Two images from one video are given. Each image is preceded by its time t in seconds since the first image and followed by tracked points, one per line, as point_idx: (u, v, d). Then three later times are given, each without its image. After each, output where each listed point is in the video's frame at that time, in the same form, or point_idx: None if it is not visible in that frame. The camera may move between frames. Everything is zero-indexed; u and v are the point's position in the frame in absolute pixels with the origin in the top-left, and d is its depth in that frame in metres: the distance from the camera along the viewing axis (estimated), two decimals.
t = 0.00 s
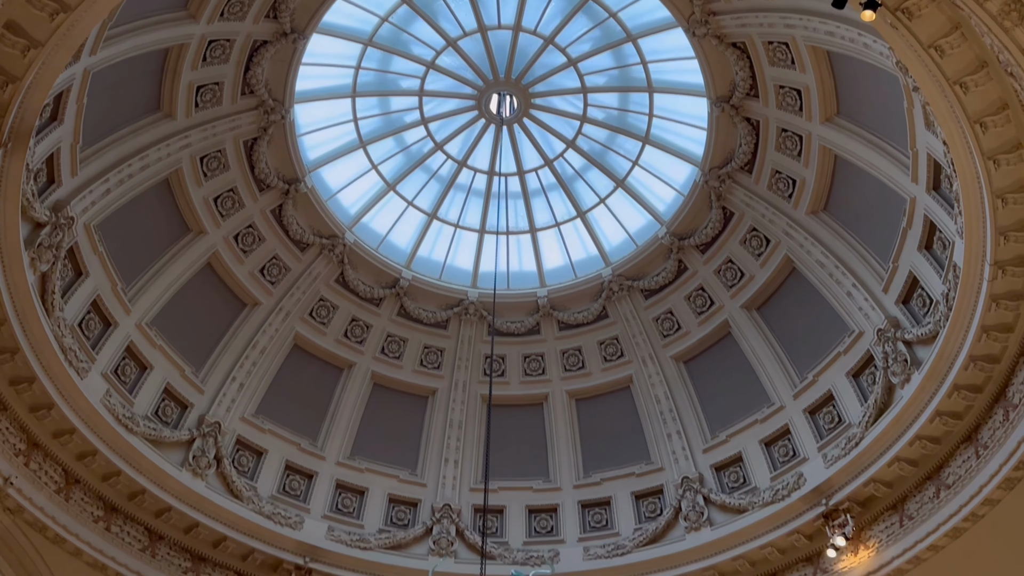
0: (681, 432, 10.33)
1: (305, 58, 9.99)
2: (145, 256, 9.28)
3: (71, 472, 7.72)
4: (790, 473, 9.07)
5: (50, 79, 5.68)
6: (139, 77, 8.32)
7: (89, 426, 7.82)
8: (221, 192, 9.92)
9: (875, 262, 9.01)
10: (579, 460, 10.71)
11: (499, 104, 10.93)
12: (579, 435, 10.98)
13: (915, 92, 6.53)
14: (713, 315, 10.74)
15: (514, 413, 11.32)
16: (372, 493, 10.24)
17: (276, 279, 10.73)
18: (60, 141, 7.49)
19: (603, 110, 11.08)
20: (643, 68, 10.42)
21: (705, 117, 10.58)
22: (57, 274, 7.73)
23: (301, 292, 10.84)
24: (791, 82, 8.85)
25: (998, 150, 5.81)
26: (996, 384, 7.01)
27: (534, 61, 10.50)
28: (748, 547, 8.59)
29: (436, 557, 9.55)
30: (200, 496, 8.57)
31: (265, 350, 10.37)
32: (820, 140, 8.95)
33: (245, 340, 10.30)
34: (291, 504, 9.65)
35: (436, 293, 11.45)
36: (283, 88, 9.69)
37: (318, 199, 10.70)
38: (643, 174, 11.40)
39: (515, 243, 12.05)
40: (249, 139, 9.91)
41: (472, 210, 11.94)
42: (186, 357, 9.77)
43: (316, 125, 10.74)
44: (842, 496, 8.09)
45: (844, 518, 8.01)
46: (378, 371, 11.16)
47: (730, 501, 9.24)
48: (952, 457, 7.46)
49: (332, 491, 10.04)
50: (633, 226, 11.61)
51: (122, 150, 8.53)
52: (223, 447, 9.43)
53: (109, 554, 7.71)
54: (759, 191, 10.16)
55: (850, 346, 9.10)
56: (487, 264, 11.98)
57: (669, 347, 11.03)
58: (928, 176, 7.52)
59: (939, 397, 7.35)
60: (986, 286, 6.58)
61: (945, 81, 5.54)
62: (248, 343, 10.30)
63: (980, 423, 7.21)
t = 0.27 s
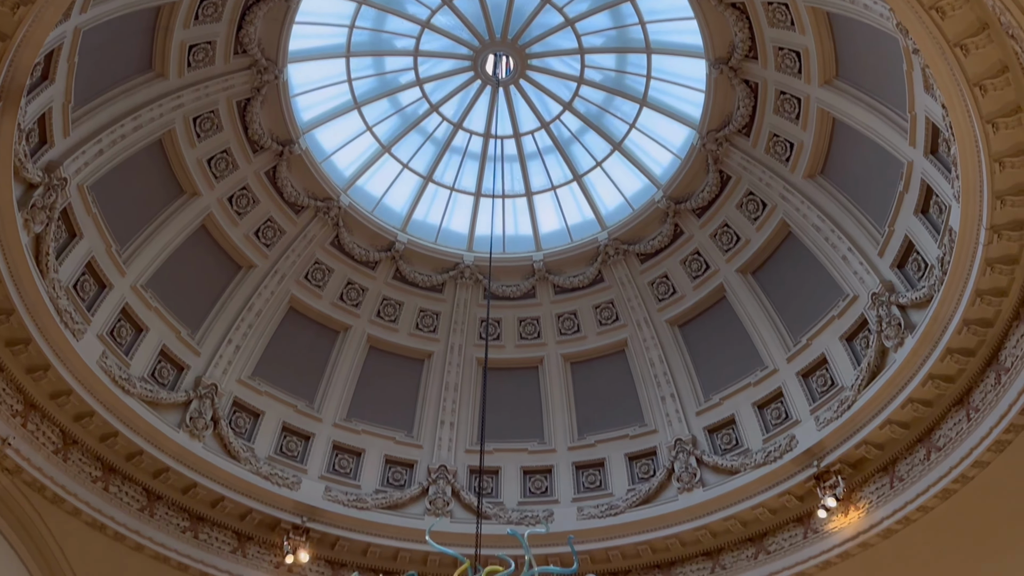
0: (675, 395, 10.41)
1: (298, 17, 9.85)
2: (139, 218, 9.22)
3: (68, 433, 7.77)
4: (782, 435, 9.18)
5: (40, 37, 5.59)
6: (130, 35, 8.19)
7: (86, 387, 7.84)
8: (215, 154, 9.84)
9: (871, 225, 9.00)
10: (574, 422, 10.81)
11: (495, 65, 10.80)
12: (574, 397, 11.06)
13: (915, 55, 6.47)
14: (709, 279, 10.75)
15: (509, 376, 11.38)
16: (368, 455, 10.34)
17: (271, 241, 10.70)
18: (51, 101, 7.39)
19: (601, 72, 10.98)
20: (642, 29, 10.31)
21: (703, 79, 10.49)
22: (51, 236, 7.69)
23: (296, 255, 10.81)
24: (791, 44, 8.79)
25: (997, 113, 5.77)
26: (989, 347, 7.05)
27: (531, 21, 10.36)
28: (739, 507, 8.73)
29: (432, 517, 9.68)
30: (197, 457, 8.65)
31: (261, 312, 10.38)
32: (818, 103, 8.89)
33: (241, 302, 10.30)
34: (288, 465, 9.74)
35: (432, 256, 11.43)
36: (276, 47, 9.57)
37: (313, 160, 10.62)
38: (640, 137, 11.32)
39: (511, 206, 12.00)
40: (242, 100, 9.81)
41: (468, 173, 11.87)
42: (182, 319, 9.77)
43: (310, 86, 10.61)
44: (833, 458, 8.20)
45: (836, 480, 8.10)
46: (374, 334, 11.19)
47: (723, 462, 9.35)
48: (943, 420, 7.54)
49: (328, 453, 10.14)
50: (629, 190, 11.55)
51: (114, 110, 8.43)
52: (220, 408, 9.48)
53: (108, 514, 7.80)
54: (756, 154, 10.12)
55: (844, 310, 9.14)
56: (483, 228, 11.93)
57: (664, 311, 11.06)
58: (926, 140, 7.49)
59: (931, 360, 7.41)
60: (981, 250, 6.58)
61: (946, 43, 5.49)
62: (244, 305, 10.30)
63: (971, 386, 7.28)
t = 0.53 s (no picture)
0: (670, 348, 10.48)
1: None
2: (131, 169, 9.12)
3: (66, 384, 7.81)
4: (774, 388, 9.28)
5: None
6: None
7: (82, 339, 7.85)
8: (207, 104, 9.71)
9: (869, 179, 8.96)
10: (569, 376, 10.91)
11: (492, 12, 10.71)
12: (569, 351, 11.13)
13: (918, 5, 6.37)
14: (705, 233, 10.72)
15: (505, 330, 11.39)
16: (365, 407, 10.45)
17: (265, 194, 10.62)
18: (40, 49, 7.25)
19: (598, 22, 10.88)
20: None
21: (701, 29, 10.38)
22: (43, 188, 7.62)
23: (291, 208, 10.75)
24: None
25: (999, 65, 5.70)
26: (982, 302, 7.09)
27: None
28: (731, 459, 8.87)
29: (429, 468, 9.87)
30: (195, 409, 8.72)
31: (256, 265, 10.35)
32: (819, 54, 8.77)
33: (236, 255, 10.27)
34: (285, 416, 9.84)
35: (427, 210, 11.30)
36: None
37: (306, 111, 10.47)
38: (638, 89, 11.20)
39: (507, 160, 11.86)
40: (234, 49, 9.67)
41: (463, 126, 11.74)
42: (177, 272, 9.75)
43: (303, 34, 10.43)
44: (825, 411, 8.28)
45: (827, 432, 8.24)
46: (369, 288, 11.19)
47: (715, 414, 9.46)
48: (934, 373, 7.62)
49: (326, 405, 10.24)
50: (626, 143, 11.42)
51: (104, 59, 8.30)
52: (217, 360, 9.52)
53: (107, 464, 7.94)
54: (755, 107, 10.03)
55: (840, 264, 9.14)
56: (478, 181, 11.79)
57: (659, 266, 11.05)
58: (926, 92, 7.42)
59: (925, 315, 7.44)
60: (978, 204, 6.56)
61: None
62: (239, 258, 10.27)
63: (964, 340, 7.34)
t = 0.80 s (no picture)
0: (664, 301, 10.51)
1: None
2: (122, 117, 9.01)
3: (61, 334, 7.81)
4: (767, 341, 9.34)
5: None
6: None
7: (76, 289, 7.84)
8: (198, 51, 9.55)
9: (865, 130, 8.89)
10: (563, 328, 10.96)
11: None
12: (563, 305, 11.16)
13: None
14: (701, 186, 10.68)
15: (500, 283, 11.40)
16: (360, 358, 10.51)
17: (258, 144, 10.51)
18: None
19: None
20: None
21: None
22: (33, 136, 7.53)
23: (284, 158, 10.66)
24: None
25: (1001, 14, 5.62)
26: (976, 255, 7.11)
27: None
28: (723, 410, 8.96)
29: (424, 418, 9.96)
30: (191, 359, 8.75)
31: (249, 216, 10.29)
32: (819, 3, 8.63)
33: (229, 206, 10.19)
34: (281, 367, 9.90)
35: (422, 161, 11.19)
36: None
37: (299, 59, 10.29)
38: (636, 38, 11.05)
39: (502, 111, 11.76)
40: None
41: (458, 76, 11.62)
42: (171, 222, 9.70)
43: None
44: (817, 362, 8.34)
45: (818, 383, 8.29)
46: (364, 240, 11.15)
47: (708, 366, 9.55)
48: (927, 326, 7.66)
49: (321, 356, 10.29)
50: (623, 94, 11.28)
51: (91, 5, 8.15)
52: (212, 311, 9.52)
53: (104, 413, 8.01)
54: (754, 57, 9.90)
55: (836, 217, 9.12)
56: (474, 132, 11.67)
57: (655, 219, 11.02)
58: (926, 42, 7.34)
59: (919, 268, 7.44)
60: (975, 156, 6.52)
61: None
62: (232, 209, 10.20)
63: (957, 293, 7.37)
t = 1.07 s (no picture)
0: (659, 258, 10.51)
1: None
2: (111, 69, 8.87)
3: (54, 288, 7.79)
4: (761, 298, 9.38)
5: None
6: None
7: (69, 242, 7.80)
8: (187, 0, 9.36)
9: (864, 88, 8.84)
10: (558, 285, 10.97)
11: None
12: (558, 262, 11.16)
13: None
14: (698, 142, 10.60)
15: (495, 239, 11.38)
16: (355, 314, 10.52)
17: (250, 96, 10.37)
18: None
19: None
20: None
21: None
22: (22, 86, 7.43)
23: (276, 111, 10.53)
24: None
25: None
26: (971, 213, 7.10)
27: None
28: (715, 366, 9.03)
29: (419, 373, 10.02)
30: (185, 313, 8.76)
31: (242, 170, 10.20)
32: None
33: (221, 159, 10.10)
34: (276, 322, 9.92)
35: (416, 115, 11.10)
36: None
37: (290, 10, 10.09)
38: None
39: (498, 64, 11.61)
40: None
41: (452, 28, 11.43)
42: (163, 176, 9.62)
43: None
44: (810, 319, 8.37)
45: (811, 340, 8.34)
46: (358, 195, 11.08)
47: (701, 323, 9.59)
48: (920, 283, 7.68)
49: (316, 311, 10.30)
50: (620, 48, 11.14)
51: None
52: (205, 265, 9.49)
53: (99, 366, 8.04)
54: (753, 11, 9.76)
55: (832, 174, 9.08)
56: (468, 86, 11.55)
57: (651, 175, 10.96)
58: None
59: (914, 225, 7.44)
60: (973, 112, 6.48)
61: None
62: (225, 162, 10.11)
63: (951, 251, 7.38)
